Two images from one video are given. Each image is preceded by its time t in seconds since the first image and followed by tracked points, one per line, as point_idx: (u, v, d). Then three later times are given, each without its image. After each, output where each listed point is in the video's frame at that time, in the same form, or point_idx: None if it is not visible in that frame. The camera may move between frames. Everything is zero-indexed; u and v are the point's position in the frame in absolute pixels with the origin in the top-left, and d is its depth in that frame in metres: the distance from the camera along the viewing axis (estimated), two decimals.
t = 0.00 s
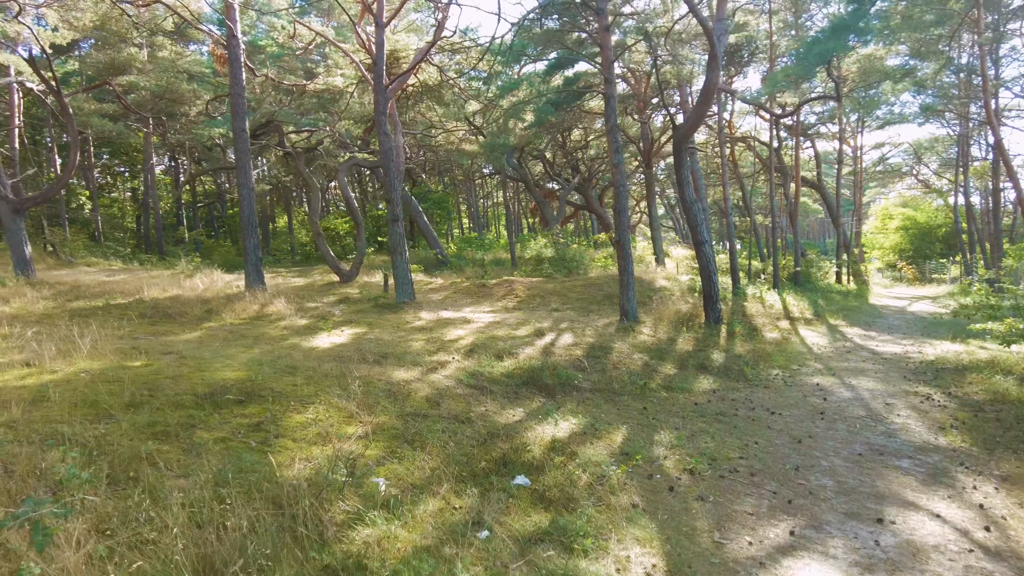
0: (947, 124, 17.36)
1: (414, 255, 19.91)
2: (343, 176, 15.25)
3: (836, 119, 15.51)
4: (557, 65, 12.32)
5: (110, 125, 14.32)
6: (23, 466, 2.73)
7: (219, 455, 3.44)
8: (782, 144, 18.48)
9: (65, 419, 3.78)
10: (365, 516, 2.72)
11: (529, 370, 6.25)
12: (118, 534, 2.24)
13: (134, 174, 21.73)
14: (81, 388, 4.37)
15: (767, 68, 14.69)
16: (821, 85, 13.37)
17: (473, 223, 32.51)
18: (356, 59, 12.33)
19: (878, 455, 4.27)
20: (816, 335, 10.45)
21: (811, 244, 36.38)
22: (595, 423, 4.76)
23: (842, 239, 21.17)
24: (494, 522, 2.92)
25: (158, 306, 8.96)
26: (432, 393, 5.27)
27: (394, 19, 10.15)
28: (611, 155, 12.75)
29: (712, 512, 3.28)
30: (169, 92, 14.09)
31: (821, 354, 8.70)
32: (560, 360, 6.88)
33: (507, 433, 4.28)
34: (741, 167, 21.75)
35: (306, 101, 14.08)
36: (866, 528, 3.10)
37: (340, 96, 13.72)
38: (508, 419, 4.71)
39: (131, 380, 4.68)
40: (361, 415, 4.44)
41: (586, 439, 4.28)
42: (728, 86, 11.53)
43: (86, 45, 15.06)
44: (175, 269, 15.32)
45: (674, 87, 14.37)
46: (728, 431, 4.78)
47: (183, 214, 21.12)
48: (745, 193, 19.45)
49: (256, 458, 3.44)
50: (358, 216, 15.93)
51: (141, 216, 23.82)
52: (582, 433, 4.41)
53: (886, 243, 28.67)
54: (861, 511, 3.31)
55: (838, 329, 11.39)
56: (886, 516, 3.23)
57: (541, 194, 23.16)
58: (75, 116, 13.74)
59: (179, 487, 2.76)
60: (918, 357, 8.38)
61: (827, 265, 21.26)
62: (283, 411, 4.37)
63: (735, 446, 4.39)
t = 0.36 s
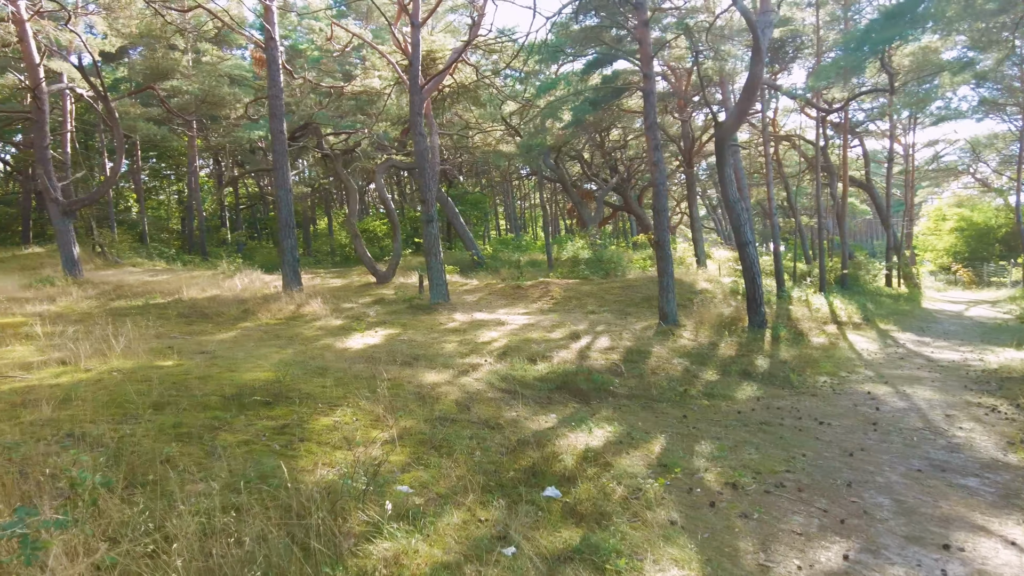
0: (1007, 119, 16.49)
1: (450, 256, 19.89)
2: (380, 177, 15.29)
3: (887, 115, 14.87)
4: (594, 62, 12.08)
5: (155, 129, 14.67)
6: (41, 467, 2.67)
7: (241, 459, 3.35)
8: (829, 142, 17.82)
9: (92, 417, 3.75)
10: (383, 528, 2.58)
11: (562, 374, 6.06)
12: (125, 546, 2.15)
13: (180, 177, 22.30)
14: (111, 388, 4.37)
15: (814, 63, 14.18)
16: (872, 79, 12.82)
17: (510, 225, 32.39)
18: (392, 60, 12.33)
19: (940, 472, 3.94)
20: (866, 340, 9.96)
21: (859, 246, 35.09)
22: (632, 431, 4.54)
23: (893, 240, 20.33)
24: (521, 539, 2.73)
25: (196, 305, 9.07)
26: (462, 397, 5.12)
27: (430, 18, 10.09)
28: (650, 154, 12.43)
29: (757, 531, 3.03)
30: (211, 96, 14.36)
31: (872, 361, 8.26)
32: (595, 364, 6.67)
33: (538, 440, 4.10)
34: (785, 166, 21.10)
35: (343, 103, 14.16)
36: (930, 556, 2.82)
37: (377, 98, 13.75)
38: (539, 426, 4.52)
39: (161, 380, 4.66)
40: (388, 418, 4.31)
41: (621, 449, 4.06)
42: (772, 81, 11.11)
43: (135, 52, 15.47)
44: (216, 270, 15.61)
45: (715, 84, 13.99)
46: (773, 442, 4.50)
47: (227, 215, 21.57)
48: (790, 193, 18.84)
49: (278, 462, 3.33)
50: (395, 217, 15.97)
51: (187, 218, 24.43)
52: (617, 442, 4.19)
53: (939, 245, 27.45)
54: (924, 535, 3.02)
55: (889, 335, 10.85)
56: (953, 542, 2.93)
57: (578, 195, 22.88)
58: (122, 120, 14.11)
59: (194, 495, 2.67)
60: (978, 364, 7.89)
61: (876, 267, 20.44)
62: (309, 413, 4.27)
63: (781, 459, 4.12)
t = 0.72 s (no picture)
0: None
1: (478, 256, 19.79)
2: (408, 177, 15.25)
3: (931, 111, 14.30)
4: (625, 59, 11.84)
5: (188, 130, 14.85)
6: (47, 470, 2.59)
7: (255, 462, 3.25)
8: (868, 139, 17.24)
9: (108, 417, 3.69)
10: (395, 543, 2.45)
11: (589, 378, 5.87)
12: (122, 563, 2.04)
13: (213, 177, 22.63)
14: (131, 387, 4.32)
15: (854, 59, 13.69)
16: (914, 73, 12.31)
17: (539, 225, 32.18)
18: (420, 59, 12.25)
19: (996, 491, 3.65)
20: (908, 345, 9.55)
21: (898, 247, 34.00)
22: (661, 439, 4.34)
23: (935, 241, 19.59)
24: (543, 554, 2.57)
25: (224, 304, 9.10)
26: (485, 400, 4.98)
27: (457, 15, 9.97)
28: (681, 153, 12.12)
29: (796, 551, 2.82)
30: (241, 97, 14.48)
31: (914, 366, 7.90)
32: (623, 368, 6.45)
33: (562, 447, 3.93)
34: (822, 165, 20.49)
35: (372, 103, 14.15)
36: None
37: (406, 97, 13.70)
38: (563, 433, 4.34)
39: (180, 380, 4.60)
40: (407, 422, 4.18)
41: (649, 458, 3.86)
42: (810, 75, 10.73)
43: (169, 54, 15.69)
44: (247, 269, 15.76)
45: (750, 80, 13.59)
46: (813, 453, 4.24)
47: (258, 215, 21.81)
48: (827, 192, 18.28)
49: (292, 466, 3.22)
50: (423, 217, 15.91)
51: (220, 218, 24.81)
52: (646, 452, 4.00)
53: (984, 246, 26.39)
54: (982, 561, 2.76)
55: (933, 339, 10.39)
56: (1016, 570, 2.68)
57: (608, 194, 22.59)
58: (156, 122, 14.32)
59: (200, 502, 2.57)
60: None
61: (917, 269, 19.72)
62: (327, 416, 4.16)
63: (822, 472, 3.87)
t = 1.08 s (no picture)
0: None
1: (494, 257, 19.70)
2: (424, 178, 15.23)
3: (956, 109, 13.96)
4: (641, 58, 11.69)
5: (206, 132, 14.96)
6: (48, 478, 2.56)
7: (261, 468, 3.20)
8: (891, 138, 16.89)
9: (116, 420, 3.66)
10: (397, 556, 2.39)
11: (603, 382, 5.76)
12: None
13: (232, 179, 22.83)
14: (139, 390, 4.30)
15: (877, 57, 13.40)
16: (939, 70, 12.01)
17: (556, 225, 32.02)
18: (435, 60, 12.20)
19: None
20: (932, 349, 9.30)
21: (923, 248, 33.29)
22: (676, 446, 4.23)
23: (960, 242, 19.14)
24: (550, 568, 2.49)
25: (239, 305, 9.12)
26: (496, 404, 4.90)
27: (471, 15, 9.89)
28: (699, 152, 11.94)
29: (815, 567, 2.71)
30: (258, 99, 14.55)
31: (939, 371, 7.68)
32: (638, 372, 6.33)
33: (573, 455, 3.83)
34: (843, 165, 20.14)
35: (388, 105, 14.15)
36: None
37: (421, 98, 13.67)
38: (575, 439, 4.25)
39: (190, 383, 4.58)
40: (416, 427, 4.12)
41: (663, 467, 3.75)
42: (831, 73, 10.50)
43: (188, 57, 15.85)
44: (264, 270, 15.85)
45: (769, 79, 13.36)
46: (833, 462, 4.10)
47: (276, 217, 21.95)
48: (850, 192, 17.93)
49: (298, 473, 3.17)
50: (438, 219, 15.87)
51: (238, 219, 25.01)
52: (660, 459, 3.90)
53: (1012, 247, 25.74)
54: None
55: (958, 343, 10.12)
56: None
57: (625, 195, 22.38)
58: (175, 124, 14.45)
59: (200, 510, 2.52)
60: None
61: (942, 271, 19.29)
62: (335, 420, 4.11)
63: (843, 482, 3.74)
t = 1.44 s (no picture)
0: None
1: (512, 260, 19.65)
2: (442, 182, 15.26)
3: (985, 109, 13.63)
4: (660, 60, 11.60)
5: (229, 137, 15.15)
6: (61, 483, 2.59)
7: (272, 472, 3.21)
8: (918, 139, 16.56)
9: (131, 423, 3.70)
10: (403, 563, 2.39)
11: (619, 388, 5.69)
12: None
13: (254, 183, 23.10)
14: (156, 393, 4.34)
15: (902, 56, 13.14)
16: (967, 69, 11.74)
17: (576, 227, 31.88)
18: (453, 64, 12.23)
19: None
20: (960, 355, 9.06)
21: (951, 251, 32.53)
22: (692, 454, 4.16)
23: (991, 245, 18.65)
24: None
25: (259, 308, 9.20)
26: (510, 410, 4.86)
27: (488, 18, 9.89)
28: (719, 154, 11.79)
29: None
30: (279, 104, 14.70)
31: (967, 378, 7.48)
32: (655, 377, 6.25)
33: (586, 461, 3.79)
34: (868, 166, 19.77)
35: (407, 109, 14.20)
36: None
37: (440, 102, 13.71)
38: (589, 445, 4.20)
39: (205, 385, 4.61)
40: (428, 431, 4.10)
41: (677, 475, 3.69)
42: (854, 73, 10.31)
43: (212, 63, 16.08)
44: (284, 273, 15.98)
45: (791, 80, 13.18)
46: (854, 471, 4.00)
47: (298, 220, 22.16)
48: (875, 194, 17.59)
49: (308, 477, 3.17)
50: (456, 222, 15.87)
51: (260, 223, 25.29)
52: (675, 467, 3.83)
53: None
54: None
55: (988, 349, 9.85)
56: None
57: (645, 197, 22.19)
58: (198, 129, 14.66)
59: (209, 515, 2.54)
60: None
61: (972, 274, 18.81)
62: (348, 424, 4.10)
63: (863, 492, 3.64)
